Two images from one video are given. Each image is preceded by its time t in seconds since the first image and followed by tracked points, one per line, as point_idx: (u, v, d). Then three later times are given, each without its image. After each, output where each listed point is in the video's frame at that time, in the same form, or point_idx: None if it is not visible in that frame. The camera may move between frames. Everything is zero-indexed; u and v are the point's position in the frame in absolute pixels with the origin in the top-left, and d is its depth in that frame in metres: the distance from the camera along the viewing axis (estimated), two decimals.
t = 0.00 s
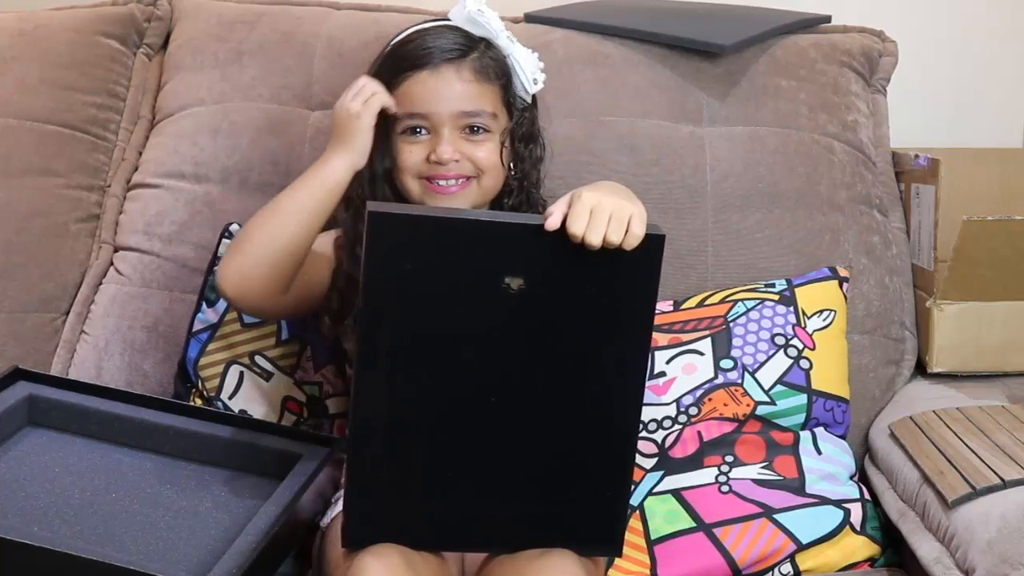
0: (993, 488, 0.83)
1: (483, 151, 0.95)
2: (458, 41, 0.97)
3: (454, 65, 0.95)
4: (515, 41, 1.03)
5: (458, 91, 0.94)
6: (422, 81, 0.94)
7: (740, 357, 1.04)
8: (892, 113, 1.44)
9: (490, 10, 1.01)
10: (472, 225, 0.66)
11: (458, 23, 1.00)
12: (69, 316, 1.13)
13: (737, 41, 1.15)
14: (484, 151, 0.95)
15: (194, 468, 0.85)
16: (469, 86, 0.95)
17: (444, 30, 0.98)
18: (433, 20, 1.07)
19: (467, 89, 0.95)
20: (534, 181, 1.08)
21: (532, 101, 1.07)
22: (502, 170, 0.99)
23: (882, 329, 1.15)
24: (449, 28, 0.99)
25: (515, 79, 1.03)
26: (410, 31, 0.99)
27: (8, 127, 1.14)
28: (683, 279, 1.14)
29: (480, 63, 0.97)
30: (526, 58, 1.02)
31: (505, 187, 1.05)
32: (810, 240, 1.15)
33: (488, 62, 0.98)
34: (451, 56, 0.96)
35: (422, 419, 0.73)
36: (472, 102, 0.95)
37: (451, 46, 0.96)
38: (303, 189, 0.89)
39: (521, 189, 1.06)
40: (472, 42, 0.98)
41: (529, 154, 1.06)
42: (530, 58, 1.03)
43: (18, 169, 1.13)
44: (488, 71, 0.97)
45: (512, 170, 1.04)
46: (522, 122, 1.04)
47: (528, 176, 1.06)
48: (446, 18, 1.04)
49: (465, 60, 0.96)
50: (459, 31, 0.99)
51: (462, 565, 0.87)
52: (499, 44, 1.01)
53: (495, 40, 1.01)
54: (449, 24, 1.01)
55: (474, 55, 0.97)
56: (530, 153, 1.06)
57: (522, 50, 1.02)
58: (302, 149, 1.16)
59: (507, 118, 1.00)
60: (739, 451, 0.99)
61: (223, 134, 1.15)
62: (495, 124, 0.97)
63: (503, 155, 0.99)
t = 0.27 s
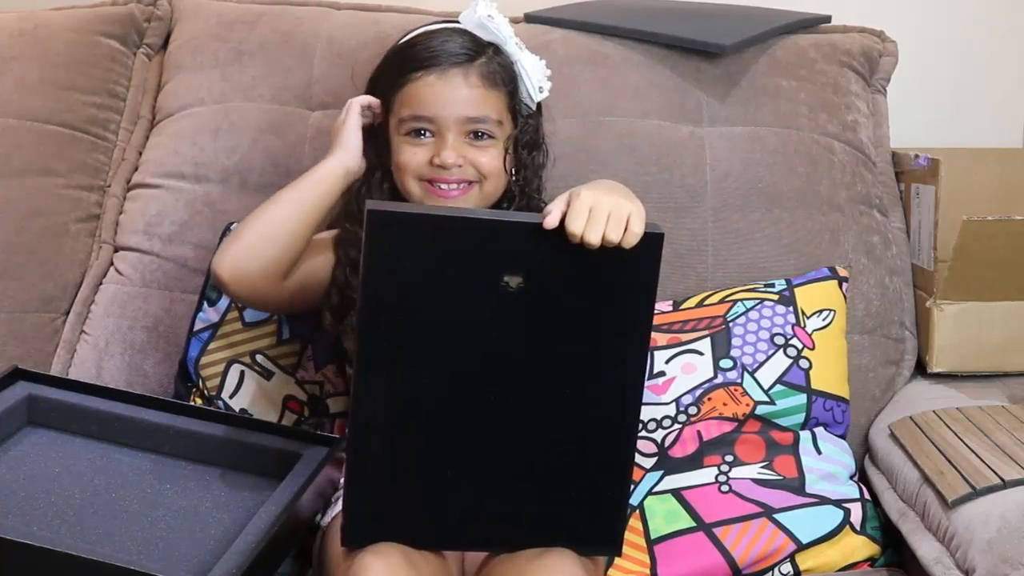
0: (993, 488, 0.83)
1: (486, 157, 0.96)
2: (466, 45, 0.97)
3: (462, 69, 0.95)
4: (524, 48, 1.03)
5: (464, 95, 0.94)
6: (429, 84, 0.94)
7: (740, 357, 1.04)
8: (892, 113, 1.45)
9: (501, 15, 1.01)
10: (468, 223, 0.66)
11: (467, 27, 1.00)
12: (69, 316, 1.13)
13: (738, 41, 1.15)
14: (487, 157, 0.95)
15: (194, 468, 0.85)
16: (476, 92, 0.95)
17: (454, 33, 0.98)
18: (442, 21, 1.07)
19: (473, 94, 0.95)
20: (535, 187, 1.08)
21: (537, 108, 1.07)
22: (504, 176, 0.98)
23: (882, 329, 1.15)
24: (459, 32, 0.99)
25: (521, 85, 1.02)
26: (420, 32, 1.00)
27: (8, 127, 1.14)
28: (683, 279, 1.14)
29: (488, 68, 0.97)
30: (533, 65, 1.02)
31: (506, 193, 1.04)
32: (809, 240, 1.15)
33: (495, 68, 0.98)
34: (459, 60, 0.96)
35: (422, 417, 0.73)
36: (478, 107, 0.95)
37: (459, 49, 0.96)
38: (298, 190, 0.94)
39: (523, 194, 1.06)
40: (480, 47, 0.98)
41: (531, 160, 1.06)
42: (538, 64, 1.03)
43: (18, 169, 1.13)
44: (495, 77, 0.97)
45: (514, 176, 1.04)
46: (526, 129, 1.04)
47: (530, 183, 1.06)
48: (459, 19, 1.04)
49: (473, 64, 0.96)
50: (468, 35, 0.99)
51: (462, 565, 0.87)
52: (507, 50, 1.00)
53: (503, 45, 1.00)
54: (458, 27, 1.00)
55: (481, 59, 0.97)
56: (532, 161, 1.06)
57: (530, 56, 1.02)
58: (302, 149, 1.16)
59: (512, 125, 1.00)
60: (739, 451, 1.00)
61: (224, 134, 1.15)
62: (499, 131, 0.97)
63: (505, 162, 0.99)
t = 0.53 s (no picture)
0: (993, 488, 0.83)
1: (488, 157, 0.95)
2: (461, 47, 0.97)
3: (459, 70, 0.95)
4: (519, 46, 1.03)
5: (463, 97, 0.94)
6: (426, 88, 0.94)
7: (739, 357, 1.04)
8: (892, 113, 1.45)
9: (493, 14, 1.01)
10: (486, 221, 0.66)
11: (461, 27, 1.01)
12: (69, 316, 1.13)
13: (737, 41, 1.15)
14: (489, 157, 0.95)
15: (194, 469, 0.85)
16: (474, 92, 0.95)
17: (448, 36, 0.98)
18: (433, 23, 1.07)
19: (472, 95, 0.95)
20: (537, 184, 1.07)
21: (535, 105, 1.07)
22: (507, 176, 0.98)
23: (882, 329, 1.15)
24: (453, 33, 0.99)
25: (519, 83, 1.02)
26: (415, 35, 1.00)
27: (8, 127, 1.14)
28: (683, 279, 1.14)
29: (485, 68, 0.97)
30: (529, 62, 1.02)
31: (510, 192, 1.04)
32: (809, 240, 1.15)
33: (492, 67, 0.98)
34: (456, 61, 0.96)
35: (431, 413, 0.73)
36: (477, 108, 0.95)
37: (455, 51, 0.97)
38: (309, 198, 0.96)
39: (526, 194, 1.06)
40: (475, 48, 0.98)
41: (533, 158, 1.06)
42: (534, 61, 1.03)
43: (18, 169, 1.13)
44: (492, 76, 0.97)
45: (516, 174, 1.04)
46: (526, 127, 1.04)
47: (533, 180, 1.06)
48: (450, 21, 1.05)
49: (469, 65, 0.96)
50: (463, 36, 0.99)
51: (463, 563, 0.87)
52: (502, 48, 1.01)
53: (498, 43, 1.00)
54: (451, 29, 1.01)
55: (477, 60, 0.97)
56: (534, 158, 1.06)
57: (525, 54, 1.02)
58: (302, 149, 1.16)
59: (512, 123, 1.00)
60: (739, 451, 0.99)
61: (224, 134, 1.15)
62: (500, 130, 0.97)
63: (507, 161, 0.99)
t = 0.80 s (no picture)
0: (993, 488, 0.83)
1: (490, 157, 0.95)
2: (465, 46, 0.98)
3: (462, 70, 0.95)
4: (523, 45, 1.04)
5: (467, 95, 0.94)
6: (431, 87, 0.94)
7: (739, 357, 1.04)
8: (892, 113, 1.45)
9: (498, 14, 1.01)
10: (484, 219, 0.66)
11: (466, 27, 1.01)
12: (69, 316, 1.13)
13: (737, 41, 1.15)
14: (492, 156, 0.95)
15: (194, 469, 0.85)
16: (477, 91, 0.95)
17: (451, 36, 0.99)
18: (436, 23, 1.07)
19: (476, 94, 0.95)
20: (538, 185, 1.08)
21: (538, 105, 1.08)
22: (509, 175, 0.98)
23: (882, 329, 1.15)
24: (457, 32, 0.99)
25: (522, 83, 1.03)
26: (419, 34, 1.00)
27: (8, 127, 1.14)
28: (682, 279, 1.14)
29: (488, 67, 0.97)
30: (533, 62, 1.03)
31: (511, 192, 1.03)
32: (809, 240, 1.15)
33: (495, 66, 0.98)
34: (459, 60, 0.96)
35: (434, 412, 0.73)
36: (481, 107, 0.94)
37: (459, 50, 0.97)
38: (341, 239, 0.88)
39: (529, 194, 1.06)
40: (479, 48, 0.99)
41: (535, 158, 1.06)
42: (537, 61, 1.04)
43: (18, 169, 1.13)
44: (496, 76, 0.98)
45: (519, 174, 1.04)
46: (528, 127, 1.05)
47: (535, 180, 1.06)
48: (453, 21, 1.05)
49: (473, 64, 0.96)
50: (467, 35, 0.99)
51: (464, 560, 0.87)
52: (506, 48, 1.01)
53: (503, 44, 1.01)
54: (456, 29, 1.01)
55: (481, 59, 0.97)
56: (536, 158, 1.06)
57: (529, 54, 1.03)
58: (302, 149, 1.16)
59: (515, 123, 1.00)
60: (739, 451, 0.99)
61: (224, 134, 1.15)
62: (503, 130, 0.97)
63: (509, 161, 0.98)
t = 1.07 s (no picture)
0: (993, 488, 0.83)
1: (496, 156, 0.95)
2: (472, 45, 0.98)
3: (469, 69, 0.95)
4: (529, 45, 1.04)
5: (473, 95, 0.94)
6: (439, 86, 0.94)
7: (739, 357, 1.04)
8: (892, 113, 1.45)
9: (503, 14, 1.02)
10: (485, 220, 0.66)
11: (473, 26, 1.01)
12: (69, 316, 1.13)
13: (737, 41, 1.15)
14: (498, 156, 0.95)
15: (194, 469, 0.85)
16: (484, 90, 0.95)
17: (459, 34, 0.99)
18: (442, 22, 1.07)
19: (482, 93, 0.95)
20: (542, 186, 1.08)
21: (543, 105, 1.07)
22: (514, 175, 0.98)
23: (882, 329, 1.15)
24: (464, 31, 1.00)
25: (528, 83, 1.03)
26: (425, 33, 1.00)
27: (8, 127, 1.14)
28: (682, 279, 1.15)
29: (494, 67, 0.97)
30: (539, 61, 1.03)
31: (517, 192, 1.05)
32: (809, 240, 1.15)
33: (502, 66, 0.98)
34: (465, 59, 0.96)
35: (435, 413, 0.73)
36: (488, 107, 0.95)
37: (465, 49, 0.97)
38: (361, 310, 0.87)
39: (532, 194, 1.06)
40: (486, 47, 0.99)
41: (540, 158, 1.06)
42: (543, 61, 1.04)
43: (18, 169, 1.13)
44: (502, 75, 0.98)
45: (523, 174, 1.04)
46: (534, 127, 1.04)
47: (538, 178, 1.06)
48: (461, 19, 1.05)
49: (480, 63, 0.96)
50: (473, 34, 0.99)
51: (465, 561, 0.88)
52: (511, 48, 1.01)
53: (509, 43, 1.01)
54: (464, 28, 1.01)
55: (487, 59, 0.98)
56: (541, 157, 1.06)
57: (534, 54, 1.03)
58: (302, 149, 1.16)
59: (520, 122, 1.01)
60: (739, 451, 0.99)
61: (223, 134, 1.15)
62: (509, 129, 0.97)
63: (515, 161, 0.98)
